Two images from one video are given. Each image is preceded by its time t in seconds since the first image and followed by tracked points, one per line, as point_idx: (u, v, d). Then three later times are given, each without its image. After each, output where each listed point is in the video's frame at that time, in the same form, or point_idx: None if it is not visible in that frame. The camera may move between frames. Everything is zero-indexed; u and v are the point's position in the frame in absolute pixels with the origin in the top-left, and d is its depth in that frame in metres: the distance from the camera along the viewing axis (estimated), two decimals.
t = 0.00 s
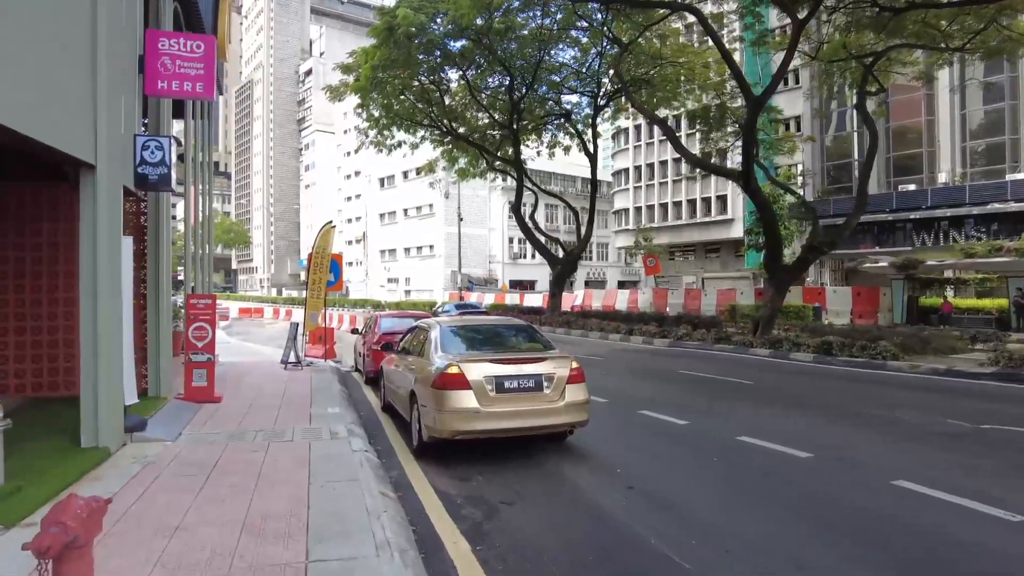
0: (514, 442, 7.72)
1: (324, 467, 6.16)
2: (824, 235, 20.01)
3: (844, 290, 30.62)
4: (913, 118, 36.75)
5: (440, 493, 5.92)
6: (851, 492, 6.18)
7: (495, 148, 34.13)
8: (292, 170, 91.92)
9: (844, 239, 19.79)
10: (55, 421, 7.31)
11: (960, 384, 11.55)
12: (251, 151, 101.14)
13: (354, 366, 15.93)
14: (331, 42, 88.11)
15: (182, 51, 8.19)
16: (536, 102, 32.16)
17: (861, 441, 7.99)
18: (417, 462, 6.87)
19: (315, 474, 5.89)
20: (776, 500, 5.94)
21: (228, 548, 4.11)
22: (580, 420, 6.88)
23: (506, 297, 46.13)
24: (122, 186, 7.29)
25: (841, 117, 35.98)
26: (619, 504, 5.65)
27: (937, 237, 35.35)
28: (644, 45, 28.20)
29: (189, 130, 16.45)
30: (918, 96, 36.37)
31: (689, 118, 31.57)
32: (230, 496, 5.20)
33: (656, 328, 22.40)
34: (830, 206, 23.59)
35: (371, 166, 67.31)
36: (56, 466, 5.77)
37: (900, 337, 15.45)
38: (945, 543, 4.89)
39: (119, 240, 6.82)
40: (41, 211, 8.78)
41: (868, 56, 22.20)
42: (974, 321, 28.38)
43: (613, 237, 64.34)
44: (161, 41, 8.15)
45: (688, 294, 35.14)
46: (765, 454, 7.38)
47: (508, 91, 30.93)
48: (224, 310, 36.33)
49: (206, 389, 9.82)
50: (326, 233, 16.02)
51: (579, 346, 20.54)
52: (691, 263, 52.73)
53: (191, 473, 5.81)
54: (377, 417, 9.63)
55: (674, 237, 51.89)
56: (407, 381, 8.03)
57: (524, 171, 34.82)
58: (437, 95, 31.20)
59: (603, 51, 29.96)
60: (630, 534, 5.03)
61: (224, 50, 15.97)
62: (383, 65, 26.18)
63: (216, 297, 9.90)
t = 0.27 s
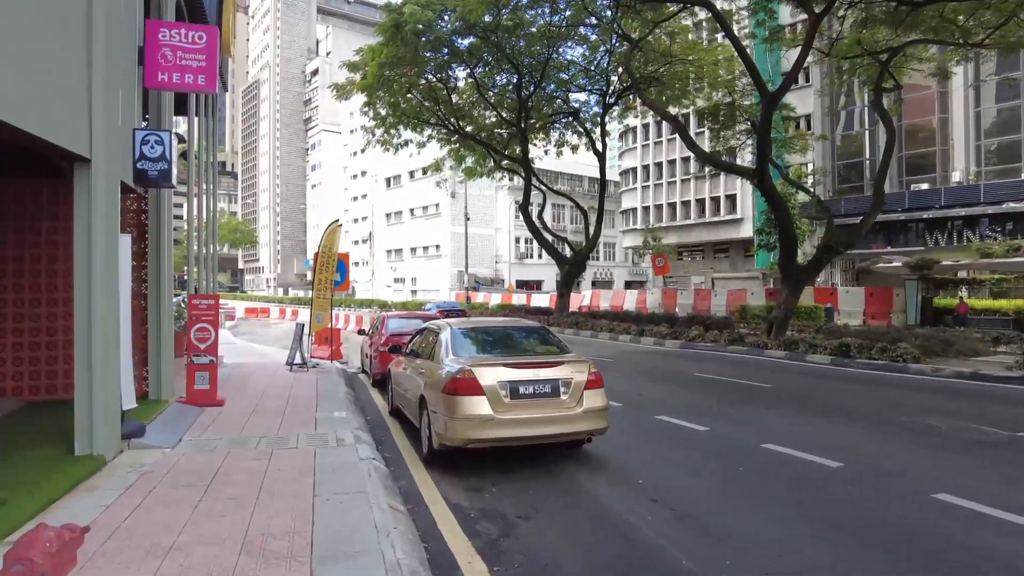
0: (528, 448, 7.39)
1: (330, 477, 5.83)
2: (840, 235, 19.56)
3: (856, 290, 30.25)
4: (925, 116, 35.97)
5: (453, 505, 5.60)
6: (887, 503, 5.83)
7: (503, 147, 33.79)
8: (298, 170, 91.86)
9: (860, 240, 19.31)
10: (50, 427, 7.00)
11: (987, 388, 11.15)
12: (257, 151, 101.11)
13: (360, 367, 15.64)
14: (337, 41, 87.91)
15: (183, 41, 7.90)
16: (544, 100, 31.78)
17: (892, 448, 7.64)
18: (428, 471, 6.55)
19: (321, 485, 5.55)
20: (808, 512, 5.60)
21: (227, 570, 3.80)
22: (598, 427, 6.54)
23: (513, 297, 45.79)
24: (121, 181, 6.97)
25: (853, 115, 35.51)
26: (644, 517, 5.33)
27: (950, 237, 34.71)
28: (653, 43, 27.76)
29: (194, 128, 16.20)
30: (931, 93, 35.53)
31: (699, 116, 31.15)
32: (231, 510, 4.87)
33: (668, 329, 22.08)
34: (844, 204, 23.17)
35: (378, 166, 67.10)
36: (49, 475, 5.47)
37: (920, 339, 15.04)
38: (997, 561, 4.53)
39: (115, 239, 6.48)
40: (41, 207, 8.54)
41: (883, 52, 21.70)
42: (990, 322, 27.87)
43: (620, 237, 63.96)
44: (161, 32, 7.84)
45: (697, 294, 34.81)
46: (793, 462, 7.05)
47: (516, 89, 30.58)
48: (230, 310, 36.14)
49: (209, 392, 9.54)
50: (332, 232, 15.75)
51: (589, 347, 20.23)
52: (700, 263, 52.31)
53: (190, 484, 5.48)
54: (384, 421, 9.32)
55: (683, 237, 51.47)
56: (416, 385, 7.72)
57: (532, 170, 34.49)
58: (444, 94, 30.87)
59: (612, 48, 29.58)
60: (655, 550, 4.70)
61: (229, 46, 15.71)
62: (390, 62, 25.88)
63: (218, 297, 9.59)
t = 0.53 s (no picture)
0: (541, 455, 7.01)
1: (334, 487, 5.46)
2: (853, 231, 19.05)
3: (868, 289, 30.53)
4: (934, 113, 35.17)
5: (464, 518, 5.23)
6: (931, 515, 5.43)
7: (508, 144, 33.38)
8: (302, 169, 91.59)
9: (875, 236, 18.78)
10: (37, 434, 6.67)
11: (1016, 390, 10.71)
12: (261, 150, 100.88)
13: (365, 367, 15.32)
14: (341, 39, 87.62)
15: (177, 27, 7.55)
16: (550, 96, 31.33)
17: (925, 454, 7.28)
18: (438, 480, 6.19)
19: (324, 496, 5.19)
20: (851, 525, 5.18)
21: None
22: (618, 433, 6.16)
23: (518, 296, 45.39)
24: (112, 172, 6.62)
25: (864, 111, 34.96)
26: (672, 530, 4.99)
27: (961, 235, 34.42)
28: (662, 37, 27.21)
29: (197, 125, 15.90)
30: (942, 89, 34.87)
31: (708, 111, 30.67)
32: (226, 526, 4.51)
33: (677, 327, 21.72)
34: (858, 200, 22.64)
35: (382, 165, 66.77)
36: (32, 487, 5.12)
37: (941, 338, 14.63)
38: None
39: (104, 234, 6.08)
40: (38, 202, 8.36)
41: (897, 45, 21.16)
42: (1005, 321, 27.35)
43: (626, 235, 63.53)
44: (156, 17, 7.50)
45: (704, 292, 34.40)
46: (823, 469, 6.70)
47: (522, 85, 30.15)
48: (233, 309, 35.84)
49: (208, 395, 9.17)
50: (336, 230, 15.42)
51: (598, 346, 19.87)
52: (707, 262, 51.85)
53: (183, 495, 5.11)
54: (390, 425, 8.96)
55: (690, 235, 50.99)
56: (424, 389, 7.35)
57: (538, 167, 34.08)
58: (449, 89, 30.45)
59: (620, 43, 29.14)
60: (685, 569, 4.32)
61: (230, 38, 15.32)
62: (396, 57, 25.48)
63: (218, 296, 9.21)
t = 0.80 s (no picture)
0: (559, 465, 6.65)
1: (340, 502, 5.12)
2: (872, 229, 18.68)
3: (880, 287, 29.63)
4: (946, 109, 34.53)
5: (481, 535, 4.87)
6: (983, 532, 5.04)
7: (515, 141, 33.00)
8: (308, 168, 91.43)
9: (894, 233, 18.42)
10: (32, 443, 6.37)
11: None
12: (266, 149, 100.77)
13: (372, 369, 15.01)
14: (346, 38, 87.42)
15: (176, 15, 7.24)
16: (558, 92, 30.93)
17: (964, 463, 6.89)
18: (452, 493, 5.84)
19: (330, 513, 4.85)
20: (900, 544, 4.79)
21: None
22: (642, 442, 5.80)
23: (525, 295, 45.04)
24: (108, 166, 6.29)
25: (877, 107, 34.43)
26: (704, 548, 4.63)
27: (975, 231, 33.71)
28: (672, 32, 26.69)
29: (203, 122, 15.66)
30: (955, 85, 34.21)
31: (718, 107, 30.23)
32: (225, 547, 4.17)
33: (689, 327, 21.33)
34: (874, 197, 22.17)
35: (388, 163, 66.53)
36: (20, 502, 4.80)
37: (964, 339, 14.21)
38: None
39: (98, 232, 5.75)
40: (34, 198, 8.04)
41: (914, 38, 20.66)
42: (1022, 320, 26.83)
43: (633, 233, 63.06)
44: (154, 6, 7.21)
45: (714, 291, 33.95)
46: (858, 480, 6.32)
47: (529, 81, 29.79)
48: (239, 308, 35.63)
49: (211, 398, 8.90)
50: (343, 229, 15.10)
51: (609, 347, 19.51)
52: (715, 260, 51.39)
53: (179, 512, 4.78)
54: (398, 430, 8.63)
55: (699, 233, 50.50)
56: (436, 394, 7.01)
57: (546, 165, 33.69)
58: (456, 86, 30.10)
59: (628, 38, 28.74)
60: None
61: (234, 32, 15.00)
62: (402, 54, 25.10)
63: (221, 296, 8.89)
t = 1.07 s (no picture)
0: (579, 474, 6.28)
1: (349, 515, 4.76)
2: (890, 228, 18.23)
3: (895, 288, 29.18)
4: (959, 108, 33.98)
5: (500, 552, 4.51)
6: None
7: (524, 140, 32.61)
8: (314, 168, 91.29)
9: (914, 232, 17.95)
10: (25, 448, 6.05)
11: None
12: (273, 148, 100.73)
13: (380, 369, 14.69)
14: (352, 37, 87.24)
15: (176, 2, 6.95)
16: (567, 90, 30.52)
17: (1010, 473, 6.46)
18: (467, 504, 5.48)
19: (338, 528, 4.49)
20: (955, 561, 4.40)
21: None
22: (670, 451, 5.43)
23: (532, 296, 44.65)
24: (104, 157, 5.97)
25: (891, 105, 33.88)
26: (743, 568, 4.25)
27: (990, 232, 32.78)
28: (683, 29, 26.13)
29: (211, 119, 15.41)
30: (970, 82, 33.61)
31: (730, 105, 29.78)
32: (224, 566, 3.83)
33: (702, 328, 20.92)
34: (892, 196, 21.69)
35: (395, 163, 66.28)
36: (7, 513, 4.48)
37: (990, 340, 13.74)
38: None
39: (94, 228, 5.42)
40: (32, 195, 7.71)
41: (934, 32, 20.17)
42: None
43: (641, 233, 62.60)
44: None
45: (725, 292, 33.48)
46: (898, 491, 5.93)
47: (538, 79, 29.36)
48: (246, 307, 35.45)
49: (214, 400, 8.53)
50: (350, 226, 14.78)
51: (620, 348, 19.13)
52: (725, 260, 50.93)
53: (177, 525, 4.45)
54: (408, 434, 8.27)
55: (708, 232, 49.99)
56: (449, 399, 6.66)
57: (554, 164, 33.28)
58: (464, 84, 29.74)
59: (637, 35, 28.26)
60: None
61: (239, 26, 14.68)
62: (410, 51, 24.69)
63: (225, 294, 8.59)
